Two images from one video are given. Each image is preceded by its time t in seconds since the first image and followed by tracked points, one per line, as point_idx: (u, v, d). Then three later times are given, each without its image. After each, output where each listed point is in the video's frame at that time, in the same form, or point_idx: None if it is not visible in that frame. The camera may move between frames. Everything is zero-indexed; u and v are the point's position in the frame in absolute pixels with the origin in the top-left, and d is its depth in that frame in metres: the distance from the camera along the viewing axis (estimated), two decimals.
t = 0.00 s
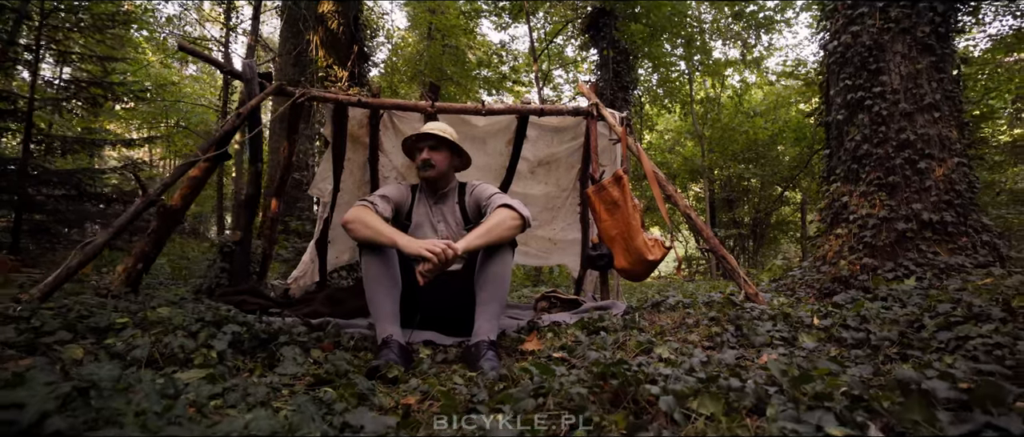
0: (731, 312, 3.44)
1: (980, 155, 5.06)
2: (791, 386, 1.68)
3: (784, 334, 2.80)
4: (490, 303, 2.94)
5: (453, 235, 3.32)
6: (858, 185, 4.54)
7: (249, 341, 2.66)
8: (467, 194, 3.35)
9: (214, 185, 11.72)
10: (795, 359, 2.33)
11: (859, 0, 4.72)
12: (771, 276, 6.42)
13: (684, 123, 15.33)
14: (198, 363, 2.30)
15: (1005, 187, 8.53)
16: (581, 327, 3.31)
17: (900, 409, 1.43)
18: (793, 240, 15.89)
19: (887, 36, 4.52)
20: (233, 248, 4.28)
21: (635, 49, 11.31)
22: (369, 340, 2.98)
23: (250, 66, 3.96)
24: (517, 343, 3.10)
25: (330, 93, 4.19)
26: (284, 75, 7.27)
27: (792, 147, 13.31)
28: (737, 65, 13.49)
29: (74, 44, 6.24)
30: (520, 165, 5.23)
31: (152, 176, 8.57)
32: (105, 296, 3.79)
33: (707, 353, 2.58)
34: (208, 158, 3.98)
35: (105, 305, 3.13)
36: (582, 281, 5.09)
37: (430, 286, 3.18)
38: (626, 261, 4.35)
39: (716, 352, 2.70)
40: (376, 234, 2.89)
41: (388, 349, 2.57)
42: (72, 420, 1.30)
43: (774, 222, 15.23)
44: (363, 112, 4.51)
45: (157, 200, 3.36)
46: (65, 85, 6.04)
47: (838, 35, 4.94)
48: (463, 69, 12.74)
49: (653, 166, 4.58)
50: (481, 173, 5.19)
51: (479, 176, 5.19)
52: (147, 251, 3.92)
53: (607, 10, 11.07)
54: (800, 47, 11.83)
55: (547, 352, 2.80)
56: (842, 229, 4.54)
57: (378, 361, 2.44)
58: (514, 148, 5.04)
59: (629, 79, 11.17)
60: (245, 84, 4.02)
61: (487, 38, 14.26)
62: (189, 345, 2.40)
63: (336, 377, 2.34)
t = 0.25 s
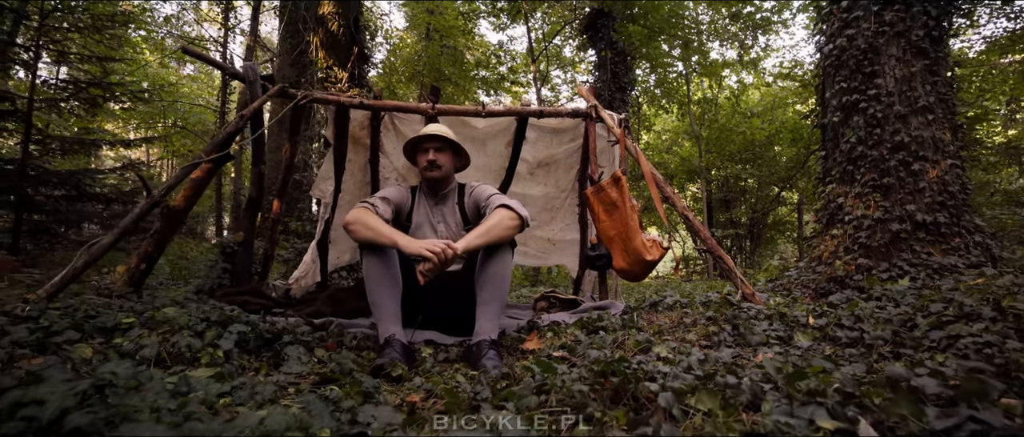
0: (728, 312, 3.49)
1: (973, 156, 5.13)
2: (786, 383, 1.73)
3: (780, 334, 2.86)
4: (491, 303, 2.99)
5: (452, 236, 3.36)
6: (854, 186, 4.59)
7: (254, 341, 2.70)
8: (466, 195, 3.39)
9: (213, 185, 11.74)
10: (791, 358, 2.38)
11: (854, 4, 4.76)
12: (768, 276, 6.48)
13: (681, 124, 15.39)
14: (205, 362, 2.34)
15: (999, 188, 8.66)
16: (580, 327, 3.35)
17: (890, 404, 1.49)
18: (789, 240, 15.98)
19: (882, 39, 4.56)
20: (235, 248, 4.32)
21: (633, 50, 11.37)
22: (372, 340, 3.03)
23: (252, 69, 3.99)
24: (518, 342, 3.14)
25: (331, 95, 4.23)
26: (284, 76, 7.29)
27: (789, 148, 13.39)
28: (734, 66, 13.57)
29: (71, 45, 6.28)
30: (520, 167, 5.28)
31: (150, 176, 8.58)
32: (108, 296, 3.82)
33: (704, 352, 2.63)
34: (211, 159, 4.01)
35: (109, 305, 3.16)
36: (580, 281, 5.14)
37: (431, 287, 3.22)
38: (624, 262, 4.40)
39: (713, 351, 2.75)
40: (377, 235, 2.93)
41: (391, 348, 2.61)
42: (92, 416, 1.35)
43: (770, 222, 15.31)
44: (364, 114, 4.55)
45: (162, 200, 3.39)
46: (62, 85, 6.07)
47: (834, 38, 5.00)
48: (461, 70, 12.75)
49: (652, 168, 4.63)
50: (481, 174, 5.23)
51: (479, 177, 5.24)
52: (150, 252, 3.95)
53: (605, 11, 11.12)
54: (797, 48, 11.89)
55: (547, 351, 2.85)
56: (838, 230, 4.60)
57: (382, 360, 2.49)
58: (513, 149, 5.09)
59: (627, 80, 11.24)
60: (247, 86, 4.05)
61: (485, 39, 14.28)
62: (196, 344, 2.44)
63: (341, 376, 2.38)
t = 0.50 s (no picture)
0: (725, 312, 3.54)
1: (966, 158, 5.20)
2: (782, 380, 1.78)
3: (776, 334, 2.91)
4: (492, 303, 3.04)
5: (452, 237, 3.40)
6: (849, 188, 4.65)
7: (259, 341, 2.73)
8: (466, 197, 3.43)
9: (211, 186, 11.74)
10: (786, 357, 2.43)
11: (850, 8, 4.82)
12: (764, 277, 6.54)
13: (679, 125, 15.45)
14: (212, 361, 2.37)
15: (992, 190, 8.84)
16: (579, 327, 3.39)
17: (880, 400, 1.54)
18: (786, 241, 16.07)
19: (876, 43, 4.63)
20: (237, 249, 4.35)
21: (631, 52, 11.44)
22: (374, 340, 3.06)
23: (254, 71, 4.04)
24: (518, 342, 3.19)
25: (333, 97, 4.28)
26: (284, 77, 7.34)
27: (786, 148, 13.47)
28: (732, 67, 13.66)
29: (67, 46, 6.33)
30: (519, 168, 5.32)
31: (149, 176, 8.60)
32: (111, 297, 3.84)
33: (701, 352, 2.67)
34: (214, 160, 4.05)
35: (114, 305, 3.19)
36: (579, 282, 5.18)
37: (432, 288, 3.26)
38: (622, 262, 4.45)
39: (711, 351, 2.79)
40: (378, 237, 2.97)
41: (394, 348, 2.65)
42: (108, 414, 1.38)
43: (767, 223, 15.40)
44: (365, 116, 4.59)
45: (167, 200, 3.44)
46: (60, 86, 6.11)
47: (829, 41, 5.06)
48: (459, 71, 12.77)
49: (650, 169, 4.68)
50: (481, 175, 5.27)
51: (478, 178, 5.28)
52: (153, 253, 3.97)
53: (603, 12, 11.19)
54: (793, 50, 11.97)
55: (548, 351, 2.90)
56: (833, 231, 4.65)
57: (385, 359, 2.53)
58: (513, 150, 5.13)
59: (625, 81, 11.31)
60: (250, 88, 4.10)
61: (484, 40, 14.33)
62: (202, 344, 2.47)
63: (346, 374, 2.42)
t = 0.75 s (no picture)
0: (722, 311, 3.58)
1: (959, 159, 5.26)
2: (777, 378, 1.83)
3: (771, 333, 2.96)
4: (493, 303, 3.07)
5: (453, 238, 3.44)
6: (844, 189, 4.70)
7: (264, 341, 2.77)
8: (467, 199, 3.48)
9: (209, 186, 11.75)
10: (781, 354, 2.48)
11: (845, 11, 4.88)
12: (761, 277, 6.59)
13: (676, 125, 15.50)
14: (218, 361, 2.41)
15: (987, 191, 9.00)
16: (579, 327, 3.44)
17: (871, 397, 1.59)
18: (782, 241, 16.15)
19: (871, 46, 4.68)
20: (239, 250, 4.38)
21: (629, 53, 11.48)
22: (377, 340, 3.10)
23: (256, 73, 4.08)
24: (518, 341, 3.23)
25: (334, 99, 4.32)
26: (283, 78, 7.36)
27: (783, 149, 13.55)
28: (729, 68, 13.72)
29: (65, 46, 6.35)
30: (518, 169, 5.36)
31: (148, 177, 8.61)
32: (114, 297, 3.87)
33: (699, 350, 2.72)
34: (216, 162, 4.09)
35: (118, 306, 3.22)
36: (577, 282, 5.23)
37: (433, 288, 3.30)
38: (621, 263, 4.49)
39: (708, 350, 2.84)
40: (380, 238, 3.01)
41: (397, 348, 2.69)
42: (123, 411, 1.42)
43: (764, 223, 15.48)
44: (366, 118, 4.63)
45: (169, 202, 3.47)
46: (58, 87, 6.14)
47: (825, 44, 5.11)
48: (457, 72, 12.79)
49: (648, 171, 4.72)
50: (480, 176, 5.31)
51: (478, 179, 5.32)
52: (156, 254, 4.00)
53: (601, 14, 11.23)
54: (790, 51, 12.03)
55: (548, 350, 2.94)
56: (829, 232, 4.70)
57: (388, 359, 2.57)
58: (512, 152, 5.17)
59: (622, 82, 11.35)
60: (252, 91, 4.14)
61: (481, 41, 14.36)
62: (207, 344, 2.51)
63: (349, 373, 2.46)
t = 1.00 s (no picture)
0: (720, 311, 3.63)
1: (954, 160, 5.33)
2: (772, 376, 1.88)
3: (768, 332, 3.01)
4: (493, 302, 3.11)
5: (454, 239, 3.48)
6: (840, 190, 4.76)
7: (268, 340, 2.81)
8: (468, 201, 3.53)
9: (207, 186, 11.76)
10: (776, 353, 2.53)
11: (841, 14, 4.93)
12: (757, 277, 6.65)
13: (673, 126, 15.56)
14: (224, 360, 2.45)
15: (981, 192, 9.10)
16: (578, 326, 3.49)
17: (862, 393, 1.64)
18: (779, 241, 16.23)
19: (866, 49, 4.74)
20: (240, 250, 4.42)
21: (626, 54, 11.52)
22: (379, 339, 3.14)
23: (258, 75, 4.12)
24: (518, 341, 3.28)
25: (335, 101, 4.36)
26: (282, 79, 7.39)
27: (780, 149, 13.61)
28: (726, 68, 13.78)
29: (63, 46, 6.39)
30: (517, 170, 5.40)
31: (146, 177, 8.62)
32: (117, 297, 3.91)
33: (696, 349, 2.77)
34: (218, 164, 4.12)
35: (122, 306, 3.26)
36: (576, 282, 5.28)
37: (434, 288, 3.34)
38: (619, 263, 4.54)
39: (705, 349, 2.89)
40: (381, 238, 3.04)
41: (399, 347, 2.73)
42: (137, 408, 1.46)
43: (761, 223, 15.56)
44: (367, 120, 4.66)
45: (172, 204, 3.50)
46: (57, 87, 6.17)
47: (821, 46, 5.17)
48: (455, 72, 12.81)
49: (646, 172, 4.77)
50: (480, 177, 5.34)
51: (477, 180, 5.35)
52: (157, 254, 4.02)
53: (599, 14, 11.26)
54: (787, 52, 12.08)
55: (548, 349, 2.99)
56: (825, 232, 4.76)
57: (391, 358, 2.61)
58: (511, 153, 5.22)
59: (620, 82, 11.38)
60: (254, 93, 4.18)
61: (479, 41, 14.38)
62: (213, 344, 2.54)
63: (353, 372, 2.50)
